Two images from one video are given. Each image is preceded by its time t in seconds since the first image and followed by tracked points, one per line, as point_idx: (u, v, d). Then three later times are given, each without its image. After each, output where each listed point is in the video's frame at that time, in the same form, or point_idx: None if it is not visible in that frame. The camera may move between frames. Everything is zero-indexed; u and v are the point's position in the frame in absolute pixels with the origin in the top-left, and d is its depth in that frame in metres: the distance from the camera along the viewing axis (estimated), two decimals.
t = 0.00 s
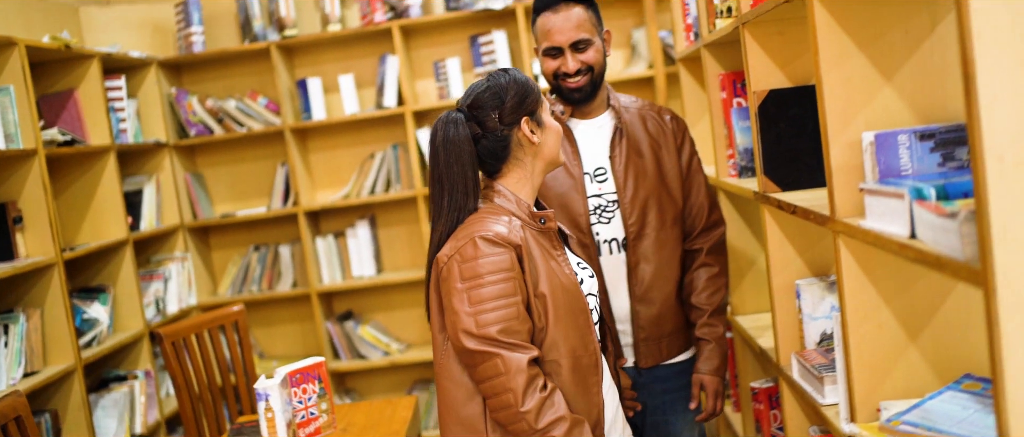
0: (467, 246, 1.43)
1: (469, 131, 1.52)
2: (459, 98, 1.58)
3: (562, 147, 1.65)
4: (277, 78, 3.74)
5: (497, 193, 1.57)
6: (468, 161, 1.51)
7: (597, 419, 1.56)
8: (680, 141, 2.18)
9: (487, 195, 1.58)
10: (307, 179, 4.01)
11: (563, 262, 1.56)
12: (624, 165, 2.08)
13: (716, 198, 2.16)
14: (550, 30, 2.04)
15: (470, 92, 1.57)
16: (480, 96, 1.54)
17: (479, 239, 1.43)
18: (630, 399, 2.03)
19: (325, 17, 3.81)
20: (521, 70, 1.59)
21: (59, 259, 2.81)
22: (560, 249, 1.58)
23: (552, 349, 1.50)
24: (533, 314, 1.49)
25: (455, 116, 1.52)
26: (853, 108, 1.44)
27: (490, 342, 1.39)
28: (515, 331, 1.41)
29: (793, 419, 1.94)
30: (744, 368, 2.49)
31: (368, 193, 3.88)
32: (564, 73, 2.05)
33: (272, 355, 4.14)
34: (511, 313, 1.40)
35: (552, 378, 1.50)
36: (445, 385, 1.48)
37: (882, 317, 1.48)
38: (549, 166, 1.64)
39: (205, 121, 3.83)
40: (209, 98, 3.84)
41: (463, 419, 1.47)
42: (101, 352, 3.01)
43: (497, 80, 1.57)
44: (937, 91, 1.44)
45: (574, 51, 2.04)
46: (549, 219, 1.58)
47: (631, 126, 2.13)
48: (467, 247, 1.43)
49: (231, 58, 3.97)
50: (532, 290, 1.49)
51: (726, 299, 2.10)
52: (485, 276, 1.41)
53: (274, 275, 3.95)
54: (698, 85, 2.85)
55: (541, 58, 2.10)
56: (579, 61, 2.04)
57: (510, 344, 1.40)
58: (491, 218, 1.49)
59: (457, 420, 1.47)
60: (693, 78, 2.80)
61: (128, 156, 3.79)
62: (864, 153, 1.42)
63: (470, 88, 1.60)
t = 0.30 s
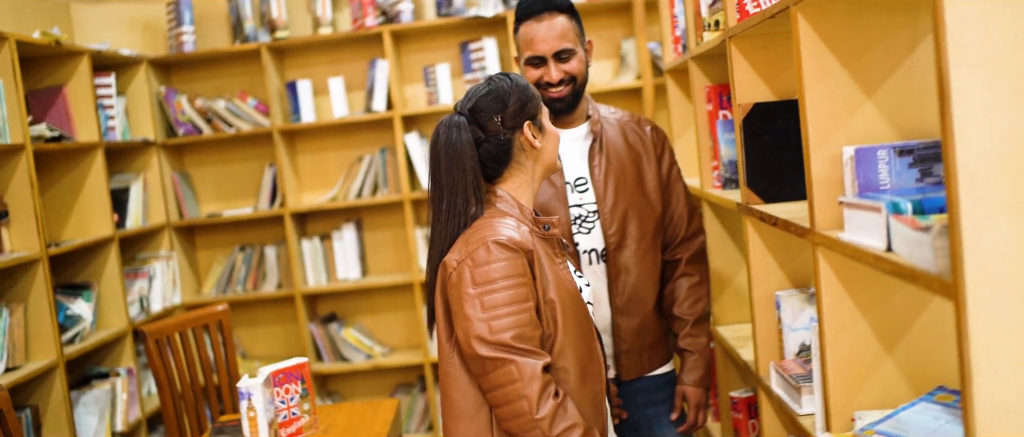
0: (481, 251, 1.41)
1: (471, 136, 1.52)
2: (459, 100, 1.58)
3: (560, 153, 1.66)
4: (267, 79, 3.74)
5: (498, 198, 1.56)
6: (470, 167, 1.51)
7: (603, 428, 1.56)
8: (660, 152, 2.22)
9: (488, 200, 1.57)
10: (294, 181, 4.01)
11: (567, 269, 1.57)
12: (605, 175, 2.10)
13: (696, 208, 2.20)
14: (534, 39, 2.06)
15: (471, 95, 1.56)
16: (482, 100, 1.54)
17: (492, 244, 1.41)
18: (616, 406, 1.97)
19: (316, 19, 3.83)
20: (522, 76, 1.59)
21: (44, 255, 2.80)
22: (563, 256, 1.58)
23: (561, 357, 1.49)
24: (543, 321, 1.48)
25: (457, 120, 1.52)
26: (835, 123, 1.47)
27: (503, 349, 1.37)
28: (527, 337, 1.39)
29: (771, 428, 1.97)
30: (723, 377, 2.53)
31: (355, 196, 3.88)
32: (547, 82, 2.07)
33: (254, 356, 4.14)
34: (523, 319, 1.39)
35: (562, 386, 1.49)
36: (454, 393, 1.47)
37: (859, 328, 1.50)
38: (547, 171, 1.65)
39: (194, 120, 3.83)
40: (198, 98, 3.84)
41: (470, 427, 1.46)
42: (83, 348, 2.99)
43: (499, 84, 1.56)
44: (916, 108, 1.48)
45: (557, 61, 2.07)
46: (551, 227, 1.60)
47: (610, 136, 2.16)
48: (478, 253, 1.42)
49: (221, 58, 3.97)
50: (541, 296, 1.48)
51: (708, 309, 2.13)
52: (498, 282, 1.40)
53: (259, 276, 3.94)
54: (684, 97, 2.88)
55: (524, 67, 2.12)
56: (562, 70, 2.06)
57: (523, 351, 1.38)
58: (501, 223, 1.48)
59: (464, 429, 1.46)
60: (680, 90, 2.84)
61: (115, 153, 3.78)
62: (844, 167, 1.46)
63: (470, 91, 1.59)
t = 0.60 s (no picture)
0: (498, 252, 1.39)
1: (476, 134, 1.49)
2: (458, 98, 1.55)
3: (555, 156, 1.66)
4: (258, 79, 3.74)
5: (498, 197, 1.53)
6: (473, 166, 1.48)
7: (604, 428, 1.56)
8: (645, 162, 2.24)
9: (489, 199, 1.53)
10: (283, 181, 4.01)
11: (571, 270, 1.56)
12: (591, 183, 2.11)
13: (680, 219, 2.22)
14: (521, 45, 2.08)
15: (473, 93, 1.54)
16: (486, 98, 1.51)
17: (508, 244, 1.39)
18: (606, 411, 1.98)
19: (309, 20, 3.83)
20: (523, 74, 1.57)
21: (31, 249, 2.79)
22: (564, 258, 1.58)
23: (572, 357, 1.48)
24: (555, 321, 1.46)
25: (461, 118, 1.48)
26: (819, 134, 1.49)
27: (521, 351, 1.35)
28: (544, 338, 1.38)
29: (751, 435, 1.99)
30: (706, 384, 2.55)
31: (344, 197, 3.88)
32: (535, 87, 2.08)
33: (239, 354, 4.13)
34: (541, 320, 1.37)
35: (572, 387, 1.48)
36: (463, 396, 1.45)
37: (840, 336, 1.52)
38: (543, 173, 1.64)
39: (184, 118, 3.82)
40: (189, 96, 3.83)
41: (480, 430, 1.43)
42: (68, 343, 2.98)
43: (502, 83, 1.54)
44: (899, 121, 1.50)
45: (545, 67, 2.09)
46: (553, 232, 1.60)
47: (597, 145, 2.17)
48: (496, 253, 1.39)
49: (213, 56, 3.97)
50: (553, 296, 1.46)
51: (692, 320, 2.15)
52: (516, 283, 1.37)
53: (246, 275, 3.93)
54: (674, 105, 2.91)
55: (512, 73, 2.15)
56: (549, 76, 2.07)
57: (542, 351, 1.36)
58: (514, 223, 1.46)
59: (474, 432, 1.43)
60: (670, 98, 2.86)
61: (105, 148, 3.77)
62: (828, 177, 1.48)
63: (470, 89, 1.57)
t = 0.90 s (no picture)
0: (524, 249, 1.33)
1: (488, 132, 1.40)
2: (463, 95, 1.45)
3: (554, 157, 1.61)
4: (250, 77, 3.74)
5: (508, 197, 1.46)
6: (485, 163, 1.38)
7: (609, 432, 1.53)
8: (631, 166, 2.26)
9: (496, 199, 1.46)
10: (273, 180, 4.01)
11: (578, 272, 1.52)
12: (577, 186, 2.13)
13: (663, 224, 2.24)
14: (513, 45, 2.03)
15: (478, 90, 1.45)
16: (495, 95, 1.43)
17: (533, 243, 1.34)
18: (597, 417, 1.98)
19: (302, 20, 3.84)
20: (526, 72, 1.50)
21: (18, 242, 2.78)
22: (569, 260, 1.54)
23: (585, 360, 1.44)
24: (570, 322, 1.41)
25: (470, 114, 1.39)
26: (804, 145, 1.52)
27: (548, 350, 1.29)
28: (570, 338, 1.33)
29: None
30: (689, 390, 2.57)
31: (333, 196, 3.89)
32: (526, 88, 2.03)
33: (225, 352, 4.12)
34: (567, 319, 1.33)
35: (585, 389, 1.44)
36: (483, 400, 1.36)
37: (820, 345, 1.55)
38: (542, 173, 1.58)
39: (175, 114, 3.81)
40: (181, 92, 3.83)
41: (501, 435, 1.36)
42: (54, 337, 2.97)
43: (508, 81, 1.46)
44: (883, 135, 1.53)
45: (536, 68, 2.03)
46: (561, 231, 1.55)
47: (584, 147, 2.19)
48: (522, 251, 1.33)
49: (205, 53, 3.96)
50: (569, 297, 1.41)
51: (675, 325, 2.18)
52: (543, 281, 1.32)
53: (233, 272, 3.93)
54: (663, 113, 2.94)
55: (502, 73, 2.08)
56: (540, 77, 2.02)
57: (569, 351, 1.31)
58: (533, 221, 1.40)
59: None
60: (660, 106, 2.89)
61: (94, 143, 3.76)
62: (812, 187, 1.50)
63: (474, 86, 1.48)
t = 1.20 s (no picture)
0: (549, 250, 1.33)
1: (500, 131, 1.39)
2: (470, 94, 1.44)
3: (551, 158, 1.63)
4: (245, 75, 3.75)
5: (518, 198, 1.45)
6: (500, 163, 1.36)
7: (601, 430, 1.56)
8: (622, 171, 2.27)
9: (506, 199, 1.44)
10: (266, 178, 4.01)
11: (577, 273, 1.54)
12: (567, 189, 2.15)
13: (652, 230, 2.25)
14: (508, 46, 2.03)
15: (487, 89, 1.44)
16: (505, 96, 1.43)
17: (558, 244, 1.33)
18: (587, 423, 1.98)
19: (298, 19, 3.85)
20: (529, 73, 1.51)
21: (10, 235, 2.77)
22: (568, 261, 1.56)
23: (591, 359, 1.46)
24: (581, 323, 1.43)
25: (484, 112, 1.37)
26: (793, 154, 1.53)
27: (573, 351, 1.31)
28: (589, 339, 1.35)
29: None
30: (677, 396, 2.59)
31: (325, 196, 3.89)
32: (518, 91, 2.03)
33: (214, 349, 4.11)
34: (588, 320, 1.35)
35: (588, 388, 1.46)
36: (506, 402, 1.33)
37: (806, 352, 1.56)
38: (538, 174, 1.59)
39: (170, 110, 3.82)
40: (176, 89, 3.83)
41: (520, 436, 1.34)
42: (43, 331, 2.96)
43: (515, 82, 1.46)
44: (871, 145, 1.55)
45: (531, 70, 2.04)
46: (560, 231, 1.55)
47: (574, 152, 2.21)
48: (548, 252, 1.33)
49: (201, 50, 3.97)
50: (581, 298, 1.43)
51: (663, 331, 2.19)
52: (568, 282, 1.32)
53: (224, 269, 3.92)
54: (656, 120, 2.96)
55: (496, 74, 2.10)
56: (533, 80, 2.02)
57: (590, 352, 1.34)
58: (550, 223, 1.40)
59: None
60: (653, 113, 2.91)
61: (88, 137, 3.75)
62: (801, 196, 1.52)
63: (480, 86, 1.47)
